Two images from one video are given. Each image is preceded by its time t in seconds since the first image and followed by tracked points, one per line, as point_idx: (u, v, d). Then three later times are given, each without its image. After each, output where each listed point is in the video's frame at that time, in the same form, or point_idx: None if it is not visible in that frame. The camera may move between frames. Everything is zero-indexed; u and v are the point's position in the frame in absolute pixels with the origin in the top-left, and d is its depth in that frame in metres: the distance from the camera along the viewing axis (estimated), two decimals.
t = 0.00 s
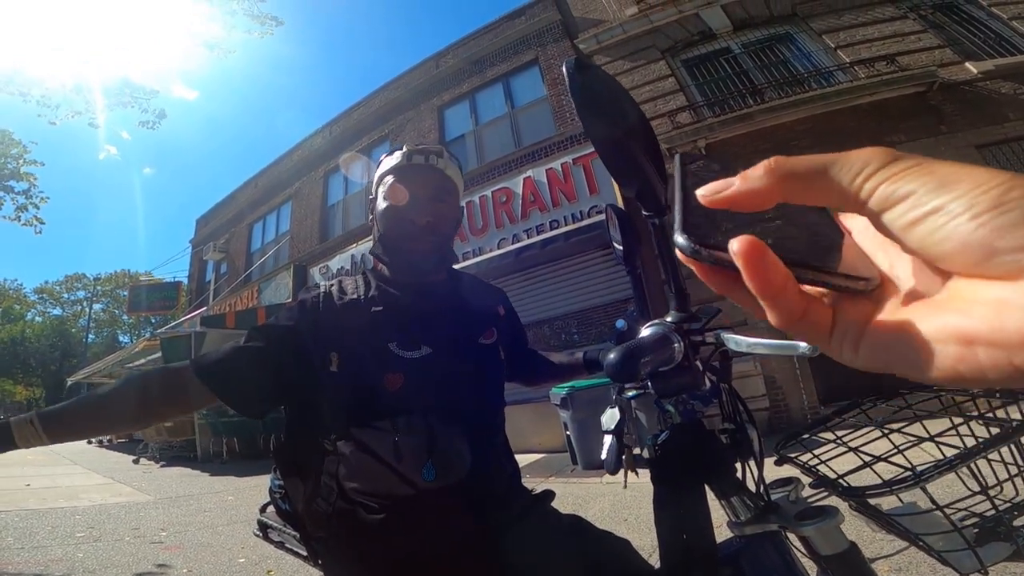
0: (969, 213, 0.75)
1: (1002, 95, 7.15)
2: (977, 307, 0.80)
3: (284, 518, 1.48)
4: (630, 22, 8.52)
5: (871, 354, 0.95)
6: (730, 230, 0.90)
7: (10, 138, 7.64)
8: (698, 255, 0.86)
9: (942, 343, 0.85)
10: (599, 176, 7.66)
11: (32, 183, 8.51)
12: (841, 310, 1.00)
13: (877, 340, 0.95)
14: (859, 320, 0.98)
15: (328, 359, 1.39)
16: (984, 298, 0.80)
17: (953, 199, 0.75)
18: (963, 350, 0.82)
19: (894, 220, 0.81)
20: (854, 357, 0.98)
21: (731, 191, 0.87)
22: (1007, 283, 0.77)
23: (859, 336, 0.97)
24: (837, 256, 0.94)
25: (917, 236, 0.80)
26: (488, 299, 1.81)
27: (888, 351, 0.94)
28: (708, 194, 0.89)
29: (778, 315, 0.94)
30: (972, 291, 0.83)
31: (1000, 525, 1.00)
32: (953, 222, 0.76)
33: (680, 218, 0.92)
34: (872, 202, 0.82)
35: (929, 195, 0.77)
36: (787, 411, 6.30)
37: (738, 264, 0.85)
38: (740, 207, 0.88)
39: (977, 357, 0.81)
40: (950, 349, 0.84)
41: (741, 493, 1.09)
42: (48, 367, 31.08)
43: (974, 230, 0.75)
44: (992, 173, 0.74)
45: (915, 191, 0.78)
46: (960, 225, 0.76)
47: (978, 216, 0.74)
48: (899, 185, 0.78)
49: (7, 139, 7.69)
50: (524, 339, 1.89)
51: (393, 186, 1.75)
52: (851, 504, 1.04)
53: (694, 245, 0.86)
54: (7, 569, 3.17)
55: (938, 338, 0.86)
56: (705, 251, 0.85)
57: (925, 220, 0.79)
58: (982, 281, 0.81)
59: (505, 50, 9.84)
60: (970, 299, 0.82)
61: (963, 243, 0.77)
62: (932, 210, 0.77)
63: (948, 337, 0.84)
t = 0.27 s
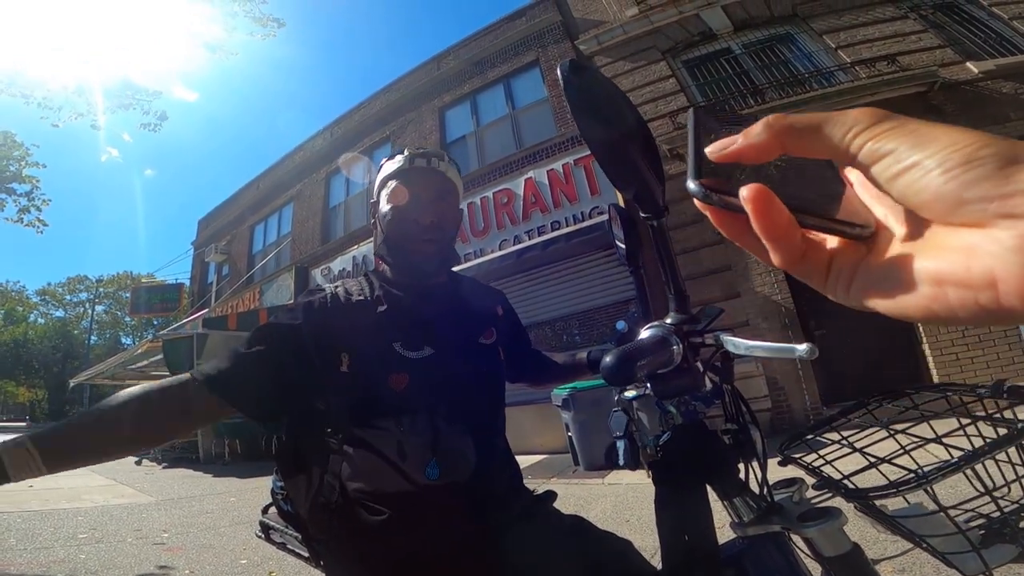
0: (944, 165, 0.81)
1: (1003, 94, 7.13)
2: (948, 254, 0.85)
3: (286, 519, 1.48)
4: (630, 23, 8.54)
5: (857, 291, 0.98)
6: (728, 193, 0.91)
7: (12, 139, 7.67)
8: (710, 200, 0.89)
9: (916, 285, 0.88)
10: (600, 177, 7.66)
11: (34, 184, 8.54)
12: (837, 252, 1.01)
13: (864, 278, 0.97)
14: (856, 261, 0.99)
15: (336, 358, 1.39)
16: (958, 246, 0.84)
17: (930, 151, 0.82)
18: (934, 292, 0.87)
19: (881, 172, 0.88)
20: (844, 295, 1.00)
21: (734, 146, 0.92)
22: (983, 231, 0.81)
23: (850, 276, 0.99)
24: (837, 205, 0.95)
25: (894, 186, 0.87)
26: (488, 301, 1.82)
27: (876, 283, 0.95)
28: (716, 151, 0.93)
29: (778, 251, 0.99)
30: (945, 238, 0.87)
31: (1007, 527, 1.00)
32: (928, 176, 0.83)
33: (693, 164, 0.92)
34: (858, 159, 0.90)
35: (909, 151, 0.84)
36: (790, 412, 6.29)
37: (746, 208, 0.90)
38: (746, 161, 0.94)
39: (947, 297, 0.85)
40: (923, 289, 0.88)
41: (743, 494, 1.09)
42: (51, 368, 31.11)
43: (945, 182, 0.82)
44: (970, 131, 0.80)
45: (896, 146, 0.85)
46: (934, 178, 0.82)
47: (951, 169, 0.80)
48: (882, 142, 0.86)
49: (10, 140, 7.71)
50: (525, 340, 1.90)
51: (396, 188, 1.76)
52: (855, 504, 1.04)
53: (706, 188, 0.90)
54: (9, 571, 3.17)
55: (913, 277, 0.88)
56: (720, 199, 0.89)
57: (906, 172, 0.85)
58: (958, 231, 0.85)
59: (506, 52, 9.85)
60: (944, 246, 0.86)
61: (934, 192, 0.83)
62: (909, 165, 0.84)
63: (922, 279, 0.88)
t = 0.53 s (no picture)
0: (946, 142, 0.80)
1: (1005, 94, 7.11)
2: (951, 231, 0.86)
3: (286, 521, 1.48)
4: (631, 24, 8.54)
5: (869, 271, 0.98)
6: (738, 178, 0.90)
7: (15, 141, 7.69)
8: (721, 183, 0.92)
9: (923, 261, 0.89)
10: (601, 178, 7.66)
11: (37, 186, 8.56)
12: (847, 232, 1.02)
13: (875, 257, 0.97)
14: (865, 241, 1.00)
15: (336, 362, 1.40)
16: (961, 223, 0.85)
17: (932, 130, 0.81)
18: (940, 267, 0.88)
19: (884, 148, 0.86)
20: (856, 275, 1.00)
21: (751, 120, 0.91)
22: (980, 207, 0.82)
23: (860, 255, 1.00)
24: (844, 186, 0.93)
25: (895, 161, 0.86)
26: (482, 302, 1.81)
27: (887, 263, 0.96)
28: (733, 126, 0.92)
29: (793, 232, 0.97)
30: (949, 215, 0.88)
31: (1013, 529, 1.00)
32: (929, 152, 0.83)
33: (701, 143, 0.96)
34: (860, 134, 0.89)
35: (912, 127, 0.83)
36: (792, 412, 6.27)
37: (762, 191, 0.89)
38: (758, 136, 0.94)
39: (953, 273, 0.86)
40: (933, 265, 0.88)
41: (745, 497, 1.08)
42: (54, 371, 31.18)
43: (945, 160, 0.82)
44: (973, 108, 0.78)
45: (898, 123, 0.84)
46: (935, 155, 0.82)
47: (953, 146, 0.80)
48: (885, 118, 0.84)
49: (12, 142, 7.73)
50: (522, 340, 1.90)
51: (389, 190, 1.74)
52: (857, 506, 1.04)
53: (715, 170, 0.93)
54: (12, 572, 3.18)
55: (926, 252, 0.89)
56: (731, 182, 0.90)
57: (908, 148, 0.84)
58: (958, 206, 0.87)
59: (507, 53, 9.86)
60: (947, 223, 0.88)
61: (934, 168, 0.83)
62: (912, 140, 0.83)
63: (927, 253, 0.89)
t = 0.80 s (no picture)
0: (959, 135, 0.80)
1: (1006, 93, 7.11)
2: (963, 229, 0.84)
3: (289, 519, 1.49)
4: (632, 24, 8.55)
5: (877, 272, 0.95)
6: (736, 182, 0.91)
7: (17, 142, 7.70)
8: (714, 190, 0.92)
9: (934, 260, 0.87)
10: (602, 178, 7.66)
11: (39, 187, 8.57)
12: (852, 233, 0.99)
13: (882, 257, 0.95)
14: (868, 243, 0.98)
15: (336, 366, 1.39)
16: (971, 221, 0.83)
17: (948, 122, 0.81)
18: (950, 266, 0.85)
19: (896, 140, 0.87)
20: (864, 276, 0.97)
21: (770, 106, 0.96)
22: (994, 201, 0.81)
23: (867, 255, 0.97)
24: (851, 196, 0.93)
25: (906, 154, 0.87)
26: (481, 300, 1.80)
27: (898, 265, 0.92)
28: (753, 113, 0.97)
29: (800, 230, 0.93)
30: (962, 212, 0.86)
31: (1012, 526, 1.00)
32: (943, 144, 0.83)
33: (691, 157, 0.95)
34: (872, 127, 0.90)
35: (925, 119, 0.84)
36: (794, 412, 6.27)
37: (777, 184, 0.88)
38: (777, 124, 0.98)
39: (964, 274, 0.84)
40: (944, 264, 0.86)
41: (745, 493, 1.08)
42: (56, 372, 31.23)
43: (962, 153, 0.81)
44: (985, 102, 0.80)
45: (911, 114, 0.85)
46: (950, 146, 0.82)
47: (969, 140, 0.80)
48: (899, 107, 0.86)
49: (14, 143, 7.74)
50: (522, 337, 1.89)
51: (387, 191, 1.73)
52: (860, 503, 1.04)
53: (708, 180, 0.92)
54: (15, 572, 3.19)
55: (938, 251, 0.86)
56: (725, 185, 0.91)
57: (921, 140, 0.85)
58: (968, 201, 0.85)
59: (507, 53, 9.86)
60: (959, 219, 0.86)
61: (949, 161, 0.82)
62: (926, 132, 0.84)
63: (937, 253, 0.87)
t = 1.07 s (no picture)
0: (970, 151, 0.78)
1: (1007, 92, 7.10)
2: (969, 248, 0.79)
3: (292, 518, 1.50)
4: (632, 23, 8.55)
5: (881, 300, 0.90)
6: (733, 223, 0.87)
7: (19, 143, 7.72)
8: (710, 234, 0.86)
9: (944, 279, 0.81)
10: (603, 177, 7.66)
11: (42, 188, 8.59)
12: (851, 263, 0.94)
13: (885, 284, 0.90)
14: (867, 269, 0.94)
15: (335, 368, 1.38)
16: (982, 239, 0.78)
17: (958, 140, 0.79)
18: (962, 284, 0.80)
19: (900, 158, 0.86)
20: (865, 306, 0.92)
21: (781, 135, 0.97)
22: (1001, 220, 0.77)
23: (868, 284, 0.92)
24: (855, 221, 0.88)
25: (911, 172, 0.85)
26: (484, 299, 1.79)
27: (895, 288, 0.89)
28: (769, 142, 0.99)
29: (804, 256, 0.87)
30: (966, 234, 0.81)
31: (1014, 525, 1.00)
32: (949, 160, 0.80)
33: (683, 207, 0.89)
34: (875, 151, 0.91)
35: (933, 137, 0.82)
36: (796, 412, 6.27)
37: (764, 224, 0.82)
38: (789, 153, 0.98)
39: (977, 295, 0.78)
40: (958, 286, 0.80)
41: (747, 492, 1.08)
42: (58, 372, 31.32)
43: (973, 169, 0.78)
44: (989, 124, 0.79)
45: (915, 133, 0.84)
46: (957, 163, 0.79)
47: (978, 156, 0.78)
48: (900, 129, 0.86)
49: (16, 144, 7.76)
50: (525, 336, 1.88)
51: (390, 191, 1.73)
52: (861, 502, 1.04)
53: (703, 224, 0.88)
54: (18, 571, 3.20)
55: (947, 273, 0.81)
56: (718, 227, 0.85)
57: (924, 158, 0.83)
58: (977, 220, 0.80)
59: (508, 53, 9.86)
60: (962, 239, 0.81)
61: (956, 180, 0.80)
62: (932, 149, 0.82)
63: (948, 271, 0.81)
